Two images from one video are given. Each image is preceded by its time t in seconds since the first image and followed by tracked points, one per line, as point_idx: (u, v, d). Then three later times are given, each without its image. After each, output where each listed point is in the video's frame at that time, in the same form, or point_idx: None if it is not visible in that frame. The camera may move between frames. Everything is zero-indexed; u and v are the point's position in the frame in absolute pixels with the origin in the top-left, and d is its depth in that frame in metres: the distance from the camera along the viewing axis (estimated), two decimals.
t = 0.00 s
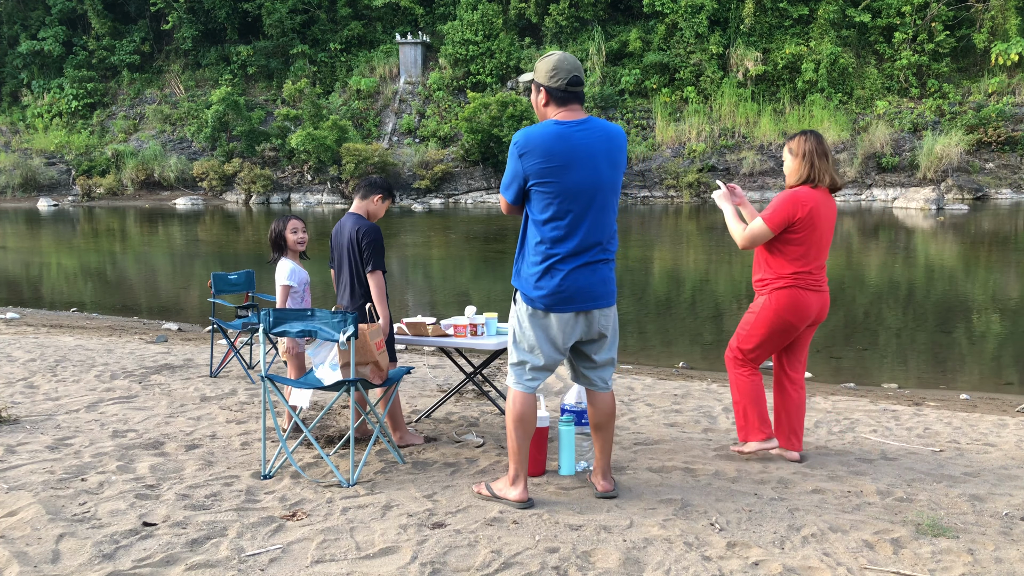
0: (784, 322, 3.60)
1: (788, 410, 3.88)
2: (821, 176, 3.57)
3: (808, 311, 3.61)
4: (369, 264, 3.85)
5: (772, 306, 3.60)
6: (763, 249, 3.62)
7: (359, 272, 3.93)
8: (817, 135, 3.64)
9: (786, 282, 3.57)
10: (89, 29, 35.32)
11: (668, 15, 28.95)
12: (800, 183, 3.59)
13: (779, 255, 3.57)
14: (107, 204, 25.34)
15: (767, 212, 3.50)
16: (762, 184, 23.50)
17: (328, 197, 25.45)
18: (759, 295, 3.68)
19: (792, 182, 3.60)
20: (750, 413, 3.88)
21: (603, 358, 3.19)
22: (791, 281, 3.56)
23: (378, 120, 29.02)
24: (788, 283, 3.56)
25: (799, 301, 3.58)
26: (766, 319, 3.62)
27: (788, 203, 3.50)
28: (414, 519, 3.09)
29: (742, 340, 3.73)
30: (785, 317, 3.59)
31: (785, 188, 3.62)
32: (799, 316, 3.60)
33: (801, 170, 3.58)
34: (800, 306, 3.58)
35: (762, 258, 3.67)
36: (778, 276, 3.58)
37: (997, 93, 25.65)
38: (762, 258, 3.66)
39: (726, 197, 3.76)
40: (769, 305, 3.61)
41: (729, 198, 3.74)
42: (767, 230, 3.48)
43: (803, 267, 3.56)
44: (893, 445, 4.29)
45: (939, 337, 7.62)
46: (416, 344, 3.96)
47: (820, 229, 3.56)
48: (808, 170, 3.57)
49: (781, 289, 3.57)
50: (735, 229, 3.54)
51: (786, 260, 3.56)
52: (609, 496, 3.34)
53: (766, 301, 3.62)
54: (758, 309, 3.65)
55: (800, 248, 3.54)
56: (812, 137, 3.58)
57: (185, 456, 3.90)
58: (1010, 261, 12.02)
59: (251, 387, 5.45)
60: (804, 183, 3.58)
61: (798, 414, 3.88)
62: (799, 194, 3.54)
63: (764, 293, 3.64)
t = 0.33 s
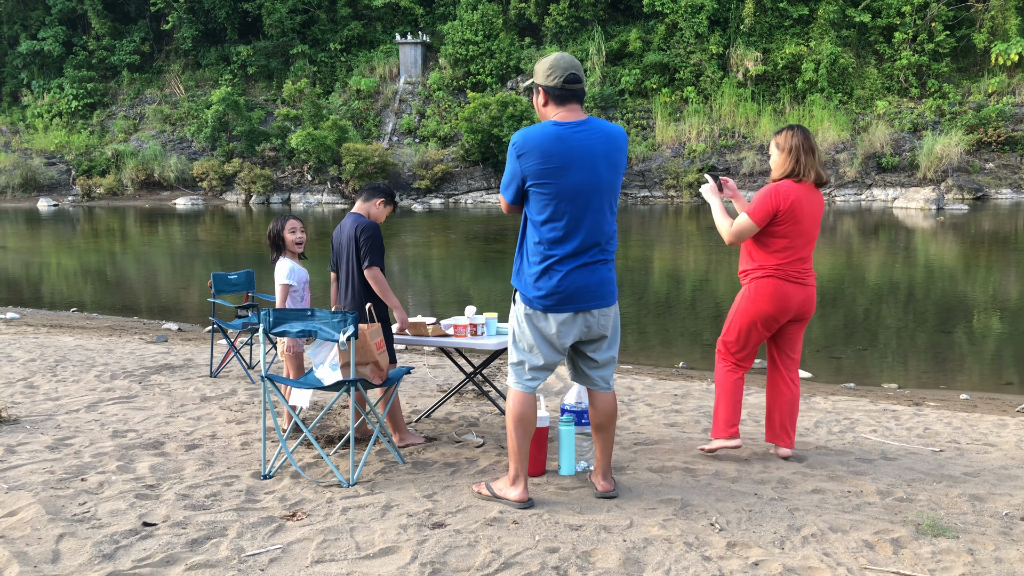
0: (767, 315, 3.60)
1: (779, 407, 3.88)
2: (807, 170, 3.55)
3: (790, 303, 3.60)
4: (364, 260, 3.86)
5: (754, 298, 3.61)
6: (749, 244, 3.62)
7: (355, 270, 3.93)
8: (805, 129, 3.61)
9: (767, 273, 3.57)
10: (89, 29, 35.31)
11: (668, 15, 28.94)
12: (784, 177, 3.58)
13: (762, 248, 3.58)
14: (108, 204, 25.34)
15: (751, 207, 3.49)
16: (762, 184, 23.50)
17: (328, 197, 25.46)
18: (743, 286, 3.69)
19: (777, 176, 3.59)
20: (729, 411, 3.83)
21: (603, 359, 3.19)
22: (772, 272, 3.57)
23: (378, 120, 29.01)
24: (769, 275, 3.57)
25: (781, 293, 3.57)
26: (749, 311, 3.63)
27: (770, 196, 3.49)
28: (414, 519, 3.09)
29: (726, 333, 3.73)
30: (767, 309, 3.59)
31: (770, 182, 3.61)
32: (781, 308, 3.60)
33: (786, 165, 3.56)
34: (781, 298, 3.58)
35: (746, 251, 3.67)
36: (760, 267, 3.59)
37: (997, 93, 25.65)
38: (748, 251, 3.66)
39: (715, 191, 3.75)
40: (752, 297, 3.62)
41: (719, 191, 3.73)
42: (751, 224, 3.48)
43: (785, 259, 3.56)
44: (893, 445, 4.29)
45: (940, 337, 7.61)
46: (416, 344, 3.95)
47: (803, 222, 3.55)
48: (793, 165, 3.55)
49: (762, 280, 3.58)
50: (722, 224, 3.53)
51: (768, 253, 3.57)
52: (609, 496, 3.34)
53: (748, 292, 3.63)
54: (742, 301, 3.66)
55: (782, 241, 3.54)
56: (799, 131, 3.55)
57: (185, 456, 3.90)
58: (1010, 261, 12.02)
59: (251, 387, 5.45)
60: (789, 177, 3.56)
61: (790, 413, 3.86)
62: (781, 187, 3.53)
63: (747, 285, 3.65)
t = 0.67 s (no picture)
0: (746, 320, 3.59)
1: (769, 412, 3.89)
2: (787, 174, 3.54)
3: (767, 308, 3.59)
4: (378, 262, 3.86)
5: (733, 302, 3.59)
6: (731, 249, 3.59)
7: (365, 271, 3.93)
8: (788, 132, 3.58)
9: (743, 278, 3.56)
10: (89, 28, 35.29)
11: (668, 16, 28.94)
12: (764, 179, 3.56)
13: (741, 252, 3.56)
14: (108, 204, 25.34)
15: (731, 210, 3.46)
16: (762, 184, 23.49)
17: (328, 197, 25.46)
18: (722, 290, 3.67)
19: (757, 179, 3.57)
20: (716, 424, 3.78)
21: (603, 360, 3.19)
22: (749, 277, 3.55)
23: (378, 120, 29.00)
24: (746, 280, 3.55)
25: (758, 297, 3.56)
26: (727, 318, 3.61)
27: (748, 200, 3.46)
28: (414, 519, 3.09)
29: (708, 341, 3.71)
30: (746, 314, 3.58)
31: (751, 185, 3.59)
32: (759, 312, 3.58)
33: (767, 168, 3.54)
34: (759, 303, 3.56)
35: (724, 254, 3.66)
36: (737, 271, 3.58)
37: (997, 93, 25.65)
38: (726, 255, 3.65)
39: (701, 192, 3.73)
40: (731, 303, 3.60)
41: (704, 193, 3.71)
42: (730, 229, 3.44)
43: (761, 264, 3.54)
44: (893, 445, 4.29)
45: (939, 337, 7.61)
46: (416, 344, 3.95)
47: (781, 225, 3.53)
48: (774, 169, 3.53)
49: (739, 285, 3.57)
50: (703, 228, 3.48)
51: (746, 258, 3.55)
52: (609, 496, 3.33)
53: (726, 298, 3.62)
54: (721, 307, 3.64)
55: (759, 246, 3.52)
56: (782, 135, 3.52)
57: (185, 456, 3.90)
58: (1010, 261, 12.02)
59: (251, 387, 5.45)
60: (768, 180, 3.54)
61: (780, 417, 3.88)
62: (760, 190, 3.50)
63: (725, 290, 3.64)
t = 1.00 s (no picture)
0: (729, 321, 3.58)
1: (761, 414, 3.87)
2: (769, 174, 3.52)
3: (749, 308, 3.57)
4: (390, 268, 3.86)
5: (715, 304, 3.59)
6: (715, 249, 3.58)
7: (375, 272, 3.93)
8: (773, 131, 3.55)
9: (724, 278, 3.56)
10: (89, 28, 35.29)
11: (668, 15, 28.93)
12: (746, 179, 3.54)
13: (721, 253, 3.55)
14: (108, 204, 25.35)
15: (712, 211, 3.45)
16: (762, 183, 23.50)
17: (328, 197, 25.44)
18: (705, 292, 3.67)
19: (738, 177, 3.55)
20: (709, 427, 3.79)
21: (600, 363, 3.19)
22: (729, 276, 3.55)
23: (378, 120, 28.99)
24: (727, 280, 3.55)
25: (739, 298, 3.55)
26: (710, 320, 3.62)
27: (729, 199, 3.45)
28: (413, 519, 3.09)
29: (698, 344, 3.71)
30: (728, 316, 3.57)
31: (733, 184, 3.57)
32: (740, 313, 3.56)
33: (749, 167, 3.51)
34: (741, 303, 3.55)
35: (706, 255, 3.65)
36: (718, 272, 3.58)
37: (997, 93, 25.65)
38: (707, 257, 3.64)
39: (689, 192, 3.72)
40: (713, 305, 3.60)
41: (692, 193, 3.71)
42: (712, 229, 3.43)
43: (742, 263, 3.53)
44: (893, 445, 4.29)
45: (940, 337, 7.61)
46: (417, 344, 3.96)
47: (761, 224, 3.52)
48: (756, 168, 3.52)
49: (720, 285, 3.57)
50: (686, 229, 3.48)
51: (726, 259, 3.55)
52: (608, 496, 3.33)
53: (708, 299, 3.62)
54: (705, 308, 3.64)
55: (739, 246, 3.52)
56: (765, 133, 3.50)
57: (185, 456, 3.90)
58: (1010, 261, 12.01)
59: (251, 387, 5.45)
60: (750, 179, 3.53)
61: (770, 418, 3.86)
62: (740, 190, 3.49)
63: (707, 291, 3.64)
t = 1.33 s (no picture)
0: (741, 330, 3.54)
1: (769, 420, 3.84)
2: (780, 179, 3.47)
3: (762, 316, 3.52)
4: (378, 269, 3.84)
5: (727, 312, 3.55)
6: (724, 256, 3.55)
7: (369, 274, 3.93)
8: (784, 134, 3.51)
9: (736, 286, 3.51)
10: (89, 28, 35.29)
11: (668, 16, 28.93)
12: (757, 184, 3.49)
13: (732, 261, 3.51)
14: (108, 204, 25.34)
15: (721, 217, 3.42)
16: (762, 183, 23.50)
17: (328, 197, 25.45)
18: (716, 299, 3.63)
19: (749, 182, 3.51)
20: (714, 432, 3.79)
21: (600, 364, 3.20)
22: (741, 285, 3.50)
23: (378, 120, 28.99)
24: (739, 288, 3.51)
25: (751, 306, 3.50)
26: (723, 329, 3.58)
27: (739, 206, 3.42)
28: (414, 519, 3.09)
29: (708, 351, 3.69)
30: (740, 324, 3.53)
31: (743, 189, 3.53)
32: (752, 323, 3.52)
33: (759, 171, 3.48)
34: (753, 311, 3.50)
35: (717, 262, 3.62)
36: (729, 280, 3.53)
37: (997, 93, 25.65)
38: (718, 264, 3.61)
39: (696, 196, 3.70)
40: (725, 313, 3.56)
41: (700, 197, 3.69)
42: (719, 237, 3.41)
43: (754, 271, 3.49)
44: (893, 445, 4.29)
45: (940, 337, 7.61)
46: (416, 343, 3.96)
47: (773, 231, 3.47)
48: (766, 173, 3.47)
49: (732, 294, 3.52)
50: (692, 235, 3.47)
51: (737, 266, 3.51)
52: (608, 496, 3.33)
53: (720, 307, 3.58)
54: (717, 316, 3.61)
55: (751, 253, 3.47)
56: (776, 136, 3.45)
57: (185, 456, 3.90)
58: (1010, 260, 12.01)
59: (251, 387, 5.45)
60: (761, 184, 3.48)
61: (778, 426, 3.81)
62: (750, 196, 3.45)
63: (719, 299, 3.60)
